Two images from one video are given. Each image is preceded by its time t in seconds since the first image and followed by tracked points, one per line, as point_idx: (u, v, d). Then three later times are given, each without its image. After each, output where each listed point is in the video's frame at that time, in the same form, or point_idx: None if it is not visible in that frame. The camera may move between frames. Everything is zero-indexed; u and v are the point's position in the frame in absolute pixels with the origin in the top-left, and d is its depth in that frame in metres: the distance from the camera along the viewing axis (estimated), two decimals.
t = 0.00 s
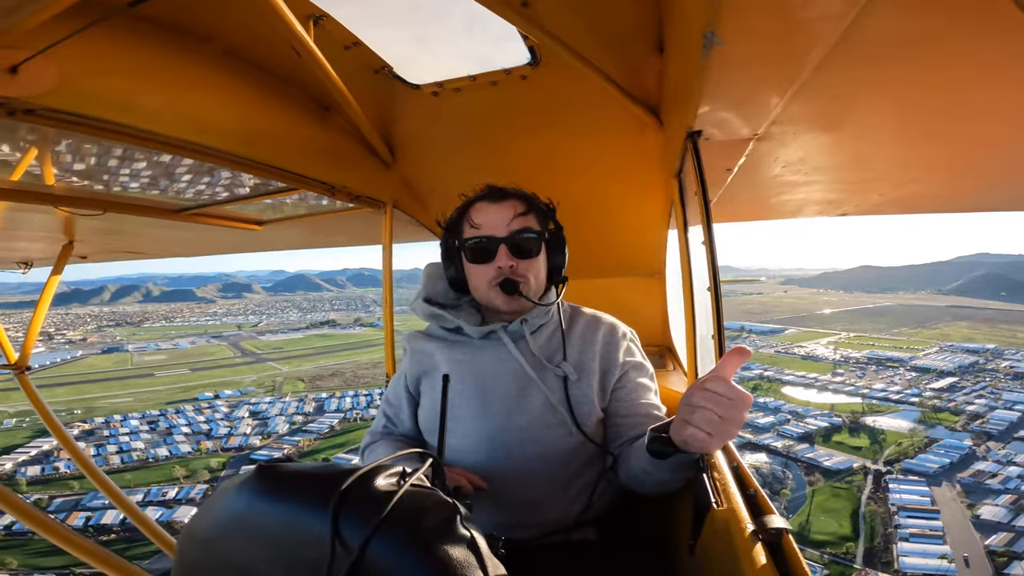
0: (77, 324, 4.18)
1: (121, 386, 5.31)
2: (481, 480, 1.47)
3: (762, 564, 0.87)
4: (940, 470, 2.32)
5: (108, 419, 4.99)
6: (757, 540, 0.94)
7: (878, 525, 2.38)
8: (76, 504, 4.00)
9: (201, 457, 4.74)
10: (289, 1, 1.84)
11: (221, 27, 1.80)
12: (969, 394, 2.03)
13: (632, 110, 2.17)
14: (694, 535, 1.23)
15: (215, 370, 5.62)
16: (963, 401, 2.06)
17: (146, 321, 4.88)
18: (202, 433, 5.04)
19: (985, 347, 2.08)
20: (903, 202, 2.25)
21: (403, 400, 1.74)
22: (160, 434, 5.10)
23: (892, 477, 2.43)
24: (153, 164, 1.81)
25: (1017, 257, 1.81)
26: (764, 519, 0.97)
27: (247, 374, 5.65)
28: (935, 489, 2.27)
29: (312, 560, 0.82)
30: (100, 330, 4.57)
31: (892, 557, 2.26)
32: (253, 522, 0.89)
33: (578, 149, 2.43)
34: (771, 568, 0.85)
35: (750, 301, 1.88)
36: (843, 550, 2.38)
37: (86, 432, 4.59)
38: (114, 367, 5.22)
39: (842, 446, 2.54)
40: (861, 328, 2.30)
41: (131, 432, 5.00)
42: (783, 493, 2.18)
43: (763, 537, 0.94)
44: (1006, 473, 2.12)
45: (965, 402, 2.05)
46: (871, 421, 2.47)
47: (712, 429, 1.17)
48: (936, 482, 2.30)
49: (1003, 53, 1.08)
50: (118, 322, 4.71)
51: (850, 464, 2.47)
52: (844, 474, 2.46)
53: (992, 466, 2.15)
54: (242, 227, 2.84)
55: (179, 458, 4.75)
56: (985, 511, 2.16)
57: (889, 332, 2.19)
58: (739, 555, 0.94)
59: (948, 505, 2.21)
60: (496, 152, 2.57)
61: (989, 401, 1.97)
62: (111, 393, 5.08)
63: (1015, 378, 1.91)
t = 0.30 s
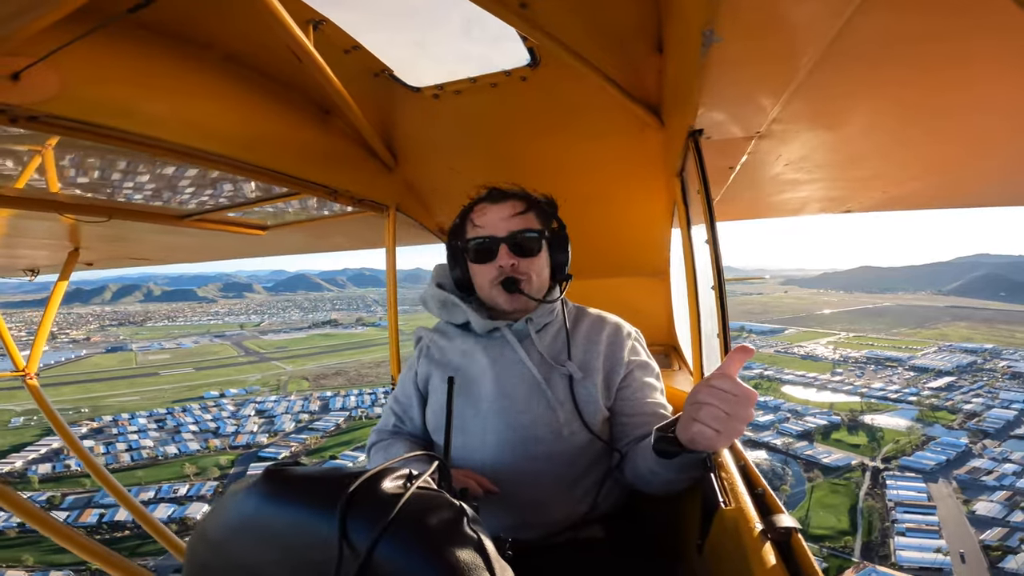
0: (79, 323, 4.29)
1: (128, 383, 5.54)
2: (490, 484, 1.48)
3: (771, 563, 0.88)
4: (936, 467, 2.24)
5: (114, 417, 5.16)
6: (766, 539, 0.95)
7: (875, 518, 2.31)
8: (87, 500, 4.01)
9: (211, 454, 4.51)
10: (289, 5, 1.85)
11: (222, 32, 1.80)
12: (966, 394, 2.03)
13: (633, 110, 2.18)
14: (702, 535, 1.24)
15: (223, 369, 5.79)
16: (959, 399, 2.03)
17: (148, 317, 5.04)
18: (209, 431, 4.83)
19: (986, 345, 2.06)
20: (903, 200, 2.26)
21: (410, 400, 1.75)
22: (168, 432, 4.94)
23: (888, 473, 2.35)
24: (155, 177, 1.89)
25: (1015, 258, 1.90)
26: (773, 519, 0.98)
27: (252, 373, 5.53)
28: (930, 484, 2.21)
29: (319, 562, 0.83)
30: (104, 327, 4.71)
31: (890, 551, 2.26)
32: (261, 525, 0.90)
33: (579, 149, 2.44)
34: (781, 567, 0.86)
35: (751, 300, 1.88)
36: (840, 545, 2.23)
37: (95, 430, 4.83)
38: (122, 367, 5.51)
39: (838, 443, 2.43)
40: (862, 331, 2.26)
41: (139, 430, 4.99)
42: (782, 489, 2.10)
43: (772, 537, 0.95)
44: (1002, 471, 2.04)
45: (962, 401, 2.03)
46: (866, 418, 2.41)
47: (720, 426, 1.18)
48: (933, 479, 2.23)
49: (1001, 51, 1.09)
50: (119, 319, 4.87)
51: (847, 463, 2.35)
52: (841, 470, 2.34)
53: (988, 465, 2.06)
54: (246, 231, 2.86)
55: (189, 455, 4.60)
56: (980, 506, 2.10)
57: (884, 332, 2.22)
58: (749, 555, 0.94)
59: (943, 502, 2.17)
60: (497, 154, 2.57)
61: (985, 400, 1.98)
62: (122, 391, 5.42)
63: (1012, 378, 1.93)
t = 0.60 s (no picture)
0: (83, 323, 4.29)
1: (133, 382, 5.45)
2: (490, 484, 1.47)
3: (770, 564, 0.88)
4: (934, 464, 2.31)
5: (123, 415, 5.00)
6: (765, 540, 0.95)
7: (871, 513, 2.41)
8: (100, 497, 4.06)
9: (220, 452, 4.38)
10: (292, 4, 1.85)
11: (225, 31, 1.80)
12: (962, 393, 1.96)
13: (636, 110, 2.17)
14: (702, 535, 1.24)
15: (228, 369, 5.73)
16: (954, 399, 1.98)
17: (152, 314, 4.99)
18: (217, 429, 4.79)
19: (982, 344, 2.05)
20: (904, 201, 2.26)
21: (411, 398, 1.75)
22: (177, 430, 4.88)
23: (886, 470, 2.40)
24: (166, 172, 1.90)
25: (1016, 260, 1.84)
26: (772, 519, 0.98)
27: (258, 371, 5.63)
28: (929, 483, 2.28)
29: (319, 561, 0.83)
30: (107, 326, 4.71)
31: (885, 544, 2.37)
32: (261, 523, 0.90)
33: (581, 149, 2.44)
34: (780, 568, 0.86)
35: (752, 300, 1.88)
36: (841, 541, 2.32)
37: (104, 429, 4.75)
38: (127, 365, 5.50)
39: (843, 443, 2.49)
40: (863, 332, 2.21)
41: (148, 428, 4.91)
42: (778, 484, 2.09)
43: (771, 537, 0.95)
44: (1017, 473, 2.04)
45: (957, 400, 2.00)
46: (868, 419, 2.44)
47: (719, 424, 1.18)
48: (930, 476, 2.30)
49: (1004, 51, 1.08)
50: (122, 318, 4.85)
51: (848, 455, 2.46)
52: (840, 467, 2.41)
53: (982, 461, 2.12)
54: (248, 230, 2.86)
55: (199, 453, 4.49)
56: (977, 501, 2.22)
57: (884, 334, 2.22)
58: (748, 556, 0.94)
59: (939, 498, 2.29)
60: (499, 153, 2.57)
61: (982, 400, 1.94)
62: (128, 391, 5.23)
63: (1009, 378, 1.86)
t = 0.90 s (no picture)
0: (80, 322, 4.29)
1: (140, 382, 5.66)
2: (487, 483, 1.48)
3: (771, 565, 0.87)
4: (930, 461, 2.24)
5: (131, 414, 5.21)
6: (765, 540, 0.95)
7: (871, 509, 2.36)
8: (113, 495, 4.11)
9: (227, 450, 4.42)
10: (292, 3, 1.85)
11: (226, 31, 1.80)
12: (958, 391, 2.01)
13: (636, 110, 2.17)
14: (702, 535, 1.24)
15: (231, 367, 5.83)
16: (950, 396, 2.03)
17: (153, 316, 4.95)
18: (226, 428, 4.88)
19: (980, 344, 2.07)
20: (905, 201, 2.26)
21: (410, 398, 1.75)
22: (184, 428, 5.01)
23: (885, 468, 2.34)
24: (174, 173, 1.92)
25: (1016, 260, 1.84)
26: (773, 519, 0.98)
27: (261, 370, 5.70)
28: (924, 479, 2.21)
29: (319, 561, 0.83)
30: (105, 326, 4.72)
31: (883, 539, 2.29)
32: (261, 523, 0.90)
33: (581, 149, 2.44)
34: (780, 568, 0.86)
35: (752, 300, 1.88)
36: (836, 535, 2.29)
37: (112, 428, 4.96)
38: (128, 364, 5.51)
39: (841, 442, 2.46)
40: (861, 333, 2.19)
41: (156, 427, 5.07)
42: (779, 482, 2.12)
43: (771, 537, 0.95)
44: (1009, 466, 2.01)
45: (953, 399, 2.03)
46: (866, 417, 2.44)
47: (718, 423, 1.18)
48: (925, 473, 2.24)
49: (1003, 49, 1.08)
50: (123, 318, 4.85)
51: (845, 454, 2.43)
52: (839, 464, 2.40)
53: (978, 458, 2.07)
54: (247, 230, 2.86)
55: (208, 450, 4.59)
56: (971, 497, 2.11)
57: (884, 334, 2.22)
58: (748, 556, 0.94)
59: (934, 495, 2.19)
60: (499, 153, 2.57)
61: (979, 399, 1.98)
62: (133, 389, 5.55)
63: (1004, 376, 1.92)
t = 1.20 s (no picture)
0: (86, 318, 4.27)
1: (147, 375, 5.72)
2: (499, 493, 1.43)
3: (777, 565, 0.88)
4: (915, 456, 2.22)
5: (145, 406, 5.41)
6: (770, 539, 0.96)
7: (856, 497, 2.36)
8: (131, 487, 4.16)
9: (245, 441, 4.65)
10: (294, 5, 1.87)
11: (229, 32, 1.82)
12: (947, 392, 2.01)
13: (639, 109, 2.17)
14: (707, 535, 1.25)
15: (239, 363, 5.56)
16: (940, 398, 2.01)
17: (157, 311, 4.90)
18: (239, 420, 4.93)
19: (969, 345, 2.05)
20: (908, 200, 2.26)
21: (416, 388, 1.76)
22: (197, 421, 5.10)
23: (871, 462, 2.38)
24: (190, 182, 2.01)
25: (1014, 265, 1.81)
26: (778, 519, 0.99)
27: (269, 366, 5.54)
28: (907, 473, 2.23)
29: (324, 561, 0.83)
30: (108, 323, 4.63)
31: (868, 526, 2.28)
32: (266, 523, 0.91)
33: (584, 149, 2.44)
34: (786, 568, 0.87)
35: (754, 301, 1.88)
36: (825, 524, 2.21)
37: (129, 420, 5.20)
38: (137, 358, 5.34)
39: (831, 437, 2.39)
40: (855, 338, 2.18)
41: (171, 418, 5.20)
42: (771, 473, 1.95)
43: (776, 537, 0.96)
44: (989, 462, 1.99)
45: (943, 401, 2.02)
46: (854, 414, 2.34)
47: (713, 416, 1.20)
48: (911, 467, 2.25)
49: (1001, 51, 1.09)
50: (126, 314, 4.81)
51: (835, 447, 2.37)
52: (829, 457, 2.35)
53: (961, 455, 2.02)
54: (252, 231, 2.87)
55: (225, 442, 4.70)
56: (953, 489, 2.09)
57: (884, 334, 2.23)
58: (753, 555, 0.95)
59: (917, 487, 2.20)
60: (502, 153, 2.57)
61: (965, 399, 1.95)
62: (145, 382, 5.39)
63: (992, 378, 1.94)
